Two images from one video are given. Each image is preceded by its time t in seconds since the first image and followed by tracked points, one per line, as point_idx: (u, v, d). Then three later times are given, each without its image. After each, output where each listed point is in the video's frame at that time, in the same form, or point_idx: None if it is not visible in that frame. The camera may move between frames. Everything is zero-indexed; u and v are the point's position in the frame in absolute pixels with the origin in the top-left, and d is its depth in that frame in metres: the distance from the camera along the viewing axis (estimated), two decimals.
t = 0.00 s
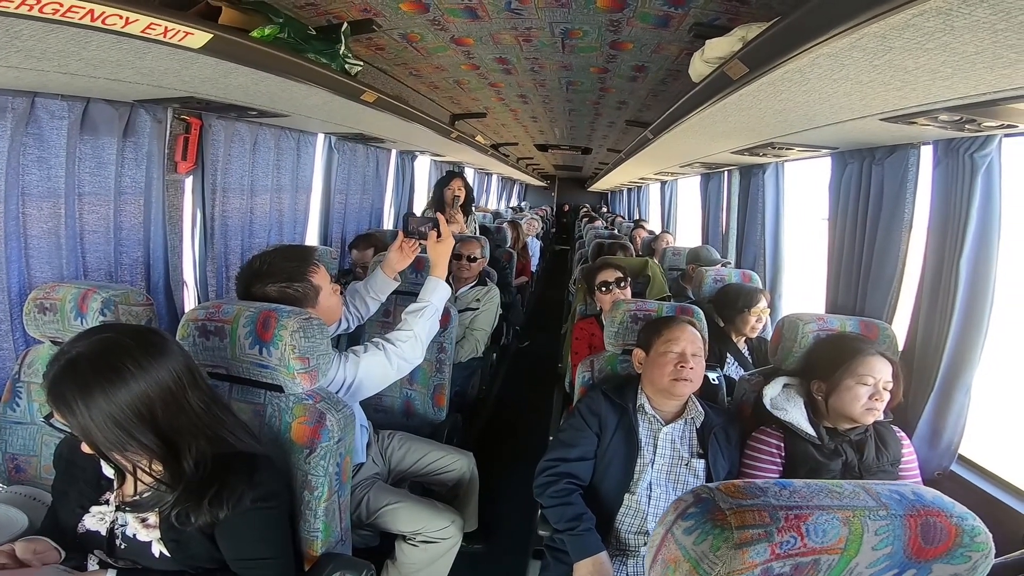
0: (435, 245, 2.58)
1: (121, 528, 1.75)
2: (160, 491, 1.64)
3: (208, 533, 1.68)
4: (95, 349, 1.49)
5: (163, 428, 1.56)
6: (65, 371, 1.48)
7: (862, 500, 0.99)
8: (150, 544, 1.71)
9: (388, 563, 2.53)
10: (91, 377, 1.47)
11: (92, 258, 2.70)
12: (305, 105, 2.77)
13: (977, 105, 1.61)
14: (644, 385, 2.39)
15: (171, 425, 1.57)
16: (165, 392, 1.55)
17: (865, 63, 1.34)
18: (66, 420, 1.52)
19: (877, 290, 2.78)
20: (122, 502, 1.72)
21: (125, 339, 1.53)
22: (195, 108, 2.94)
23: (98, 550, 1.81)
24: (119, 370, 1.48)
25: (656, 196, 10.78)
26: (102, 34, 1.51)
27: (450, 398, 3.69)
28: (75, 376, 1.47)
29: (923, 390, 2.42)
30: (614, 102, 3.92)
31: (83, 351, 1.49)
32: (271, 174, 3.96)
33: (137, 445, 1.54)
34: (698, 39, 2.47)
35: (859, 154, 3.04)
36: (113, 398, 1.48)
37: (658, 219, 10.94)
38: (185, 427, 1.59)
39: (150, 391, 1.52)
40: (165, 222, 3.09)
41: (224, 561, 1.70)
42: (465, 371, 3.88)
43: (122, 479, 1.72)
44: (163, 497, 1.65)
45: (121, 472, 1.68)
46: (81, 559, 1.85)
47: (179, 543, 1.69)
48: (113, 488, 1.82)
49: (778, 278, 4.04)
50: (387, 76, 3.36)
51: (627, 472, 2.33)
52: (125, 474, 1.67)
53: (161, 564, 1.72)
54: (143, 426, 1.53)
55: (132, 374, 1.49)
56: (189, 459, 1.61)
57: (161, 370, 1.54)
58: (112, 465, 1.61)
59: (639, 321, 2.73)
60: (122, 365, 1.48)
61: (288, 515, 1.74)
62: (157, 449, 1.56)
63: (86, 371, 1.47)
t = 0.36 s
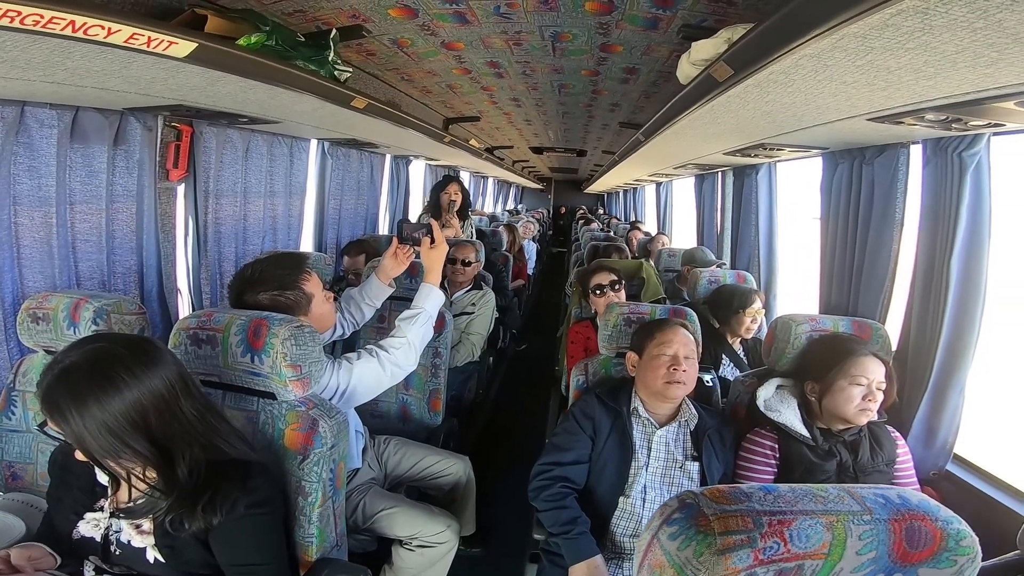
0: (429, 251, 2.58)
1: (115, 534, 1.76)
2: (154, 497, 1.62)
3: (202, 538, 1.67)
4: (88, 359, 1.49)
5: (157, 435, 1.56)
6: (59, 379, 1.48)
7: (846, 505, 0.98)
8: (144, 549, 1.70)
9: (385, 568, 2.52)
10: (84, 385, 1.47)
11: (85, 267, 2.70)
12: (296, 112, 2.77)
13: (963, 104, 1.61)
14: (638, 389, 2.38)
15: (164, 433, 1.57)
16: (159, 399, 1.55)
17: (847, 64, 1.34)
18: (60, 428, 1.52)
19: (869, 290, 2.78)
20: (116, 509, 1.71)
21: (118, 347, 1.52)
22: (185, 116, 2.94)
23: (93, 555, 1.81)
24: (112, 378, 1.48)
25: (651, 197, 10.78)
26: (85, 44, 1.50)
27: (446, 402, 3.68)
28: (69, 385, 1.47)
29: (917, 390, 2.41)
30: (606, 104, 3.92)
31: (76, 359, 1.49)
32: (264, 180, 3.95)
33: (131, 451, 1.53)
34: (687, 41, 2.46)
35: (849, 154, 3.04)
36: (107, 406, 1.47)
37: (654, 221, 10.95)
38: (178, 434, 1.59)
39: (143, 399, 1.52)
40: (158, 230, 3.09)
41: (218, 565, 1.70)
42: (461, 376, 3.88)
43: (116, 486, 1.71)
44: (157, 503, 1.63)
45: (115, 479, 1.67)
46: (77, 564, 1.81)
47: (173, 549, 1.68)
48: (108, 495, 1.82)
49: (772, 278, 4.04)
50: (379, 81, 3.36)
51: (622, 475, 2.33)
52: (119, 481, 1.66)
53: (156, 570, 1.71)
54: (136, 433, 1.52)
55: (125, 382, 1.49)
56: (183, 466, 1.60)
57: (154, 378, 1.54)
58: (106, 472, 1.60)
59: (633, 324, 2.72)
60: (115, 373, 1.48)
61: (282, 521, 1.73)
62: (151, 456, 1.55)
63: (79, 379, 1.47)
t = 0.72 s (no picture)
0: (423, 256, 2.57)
1: (114, 540, 1.75)
2: (151, 503, 1.61)
3: (200, 544, 1.66)
4: (82, 368, 1.48)
5: (152, 442, 1.54)
6: (53, 388, 1.47)
7: (834, 505, 0.98)
8: (142, 555, 1.70)
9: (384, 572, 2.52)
10: (79, 394, 1.46)
11: (79, 275, 2.70)
12: (287, 118, 2.78)
13: (948, 102, 1.61)
14: (633, 390, 2.38)
15: (160, 439, 1.55)
16: (153, 407, 1.53)
17: (830, 63, 1.34)
18: (56, 437, 1.52)
19: (862, 288, 2.79)
20: (114, 515, 1.69)
21: (112, 356, 1.52)
22: (177, 123, 2.94)
23: (91, 562, 1.79)
24: (107, 387, 1.47)
25: (647, 199, 10.80)
26: (71, 54, 1.50)
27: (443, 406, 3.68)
28: (63, 394, 1.46)
29: (911, 387, 2.42)
30: (599, 106, 3.93)
31: (70, 369, 1.48)
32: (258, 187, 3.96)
33: (127, 459, 1.52)
34: (675, 42, 2.47)
35: (839, 153, 3.05)
36: (101, 414, 1.47)
37: (649, 222, 10.96)
38: (174, 441, 1.57)
39: (138, 407, 1.51)
40: (151, 237, 3.10)
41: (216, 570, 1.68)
42: (458, 380, 3.88)
43: (114, 492, 1.69)
44: (155, 509, 1.62)
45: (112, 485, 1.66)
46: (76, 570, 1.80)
47: (171, 555, 1.67)
48: (105, 501, 1.81)
49: (766, 278, 4.04)
50: (371, 87, 3.37)
51: (618, 476, 2.32)
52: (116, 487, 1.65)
53: None
54: (132, 441, 1.51)
55: (119, 391, 1.48)
56: (179, 473, 1.60)
57: (149, 387, 1.53)
58: (103, 479, 1.59)
59: (627, 325, 2.73)
60: (109, 382, 1.47)
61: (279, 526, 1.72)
62: (147, 464, 1.54)
63: (74, 388, 1.46)
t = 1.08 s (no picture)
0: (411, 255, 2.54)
1: (109, 549, 1.73)
2: (145, 512, 1.59)
3: (195, 552, 1.63)
4: (73, 379, 1.47)
5: (144, 452, 1.53)
6: (44, 400, 1.46)
7: (820, 513, 0.97)
8: (137, 564, 1.69)
9: None
10: (70, 405, 1.45)
11: (70, 286, 2.69)
12: (277, 126, 2.77)
13: (934, 104, 1.60)
14: (626, 395, 2.37)
15: (152, 449, 1.54)
16: (144, 418, 1.52)
17: (813, 66, 1.34)
18: (47, 447, 1.50)
19: (854, 290, 2.78)
20: (109, 525, 1.68)
21: (102, 367, 1.50)
22: (166, 132, 2.94)
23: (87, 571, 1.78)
24: (97, 398, 1.46)
25: (642, 201, 10.81)
26: (52, 66, 1.49)
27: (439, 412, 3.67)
28: (54, 405, 1.45)
29: (905, 388, 2.41)
30: (591, 110, 3.92)
31: (61, 380, 1.47)
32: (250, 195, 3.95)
33: (119, 469, 1.51)
34: (664, 45, 2.47)
35: (830, 154, 3.04)
36: (92, 426, 1.46)
37: (645, 224, 10.97)
38: (166, 451, 1.56)
39: (129, 418, 1.49)
40: (143, 247, 3.10)
41: None
42: (454, 386, 3.87)
43: (107, 502, 1.67)
44: (149, 518, 1.59)
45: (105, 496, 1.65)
46: None
47: (166, 564, 1.65)
48: (100, 510, 1.79)
49: (761, 280, 4.04)
50: (362, 93, 3.36)
51: (613, 481, 2.31)
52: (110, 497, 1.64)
53: None
54: (124, 452, 1.50)
55: (110, 402, 1.47)
56: (172, 482, 1.58)
57: (140, 398, 1.52)
58: (96, 489, 1.58)
59: (620, 330, 2.72)
60: (100, 393, 1.46)
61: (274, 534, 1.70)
62: (139, 473, 1.53)
63: (65, 399, 1.45)
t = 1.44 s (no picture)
0: (405, 231, 2.57)
1: (113, 555, 1.73)
2: (146, 517, 1.60)
3: (196, 557, 1.63)
4: (70, 387, 1.47)
5: (143, 458, 1.53)
6: (43, 408, 1.46)
7: (812, 513, 0.97)
8: (141, 569, 1.68)
9: None
10: (68, 412, 1.45)
11: (68, 295, 2.69)
12: (271, 133, 2.78)
13: (923, 102, 1.61)
14: (624, 396, 2.38)
15: (150, 456, 1.54)
16: (143, 425, 1.52)
17: (800, 66, 1.35)
18: (47, 454, 1.51)
19: (849, 288, 2.80)
20: (111, 531, 1.67)
21: (100, 375, 1.51)
22: (161, 140, 2.94)
23: None
24: (95, 406, 1.46)
25: (638, 202, 10.82)
26: (44, 76, 1.50)
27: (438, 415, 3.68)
28: (53, 413, 1.45)
29: (902, 385, 2.42)
30: (585, 111, 3.93)
31: (59, 389, 1.47)
32: (246, 202, 3.96)
33: (119, 475, 1.51)
34: (656, 47, 2.48)
35: (822, 153, 3.05)
36: (91, 433, 1.46)
37: (642, 225, 10.98)
38: (164, 457, 1.57)
39: (127, 425, 1.50)
40: (140, 254, 3.11)
41: None
42: (453, 389, 3.87)
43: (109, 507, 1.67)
44: (150, 523, 1.60)
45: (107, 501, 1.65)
46: None
47: (168, 568, 1.64)
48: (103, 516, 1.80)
49: (757, 278, 4.06)
50: (356, 98, 3.37)
51: (612, 481, 2.31)
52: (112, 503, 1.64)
53: None
54: (124, 458, 1.51)
55: (108, 409, 1.47)
56: (171, 487, 1.58)
57: (138, 405, 1.52)
58: (97, 495, 1.58)
59: (617, 331, 2.73)
60: (97, 401, 1.47)
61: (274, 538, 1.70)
62: (138, 479, 1.53)
63: (63, 408, 1.45)
